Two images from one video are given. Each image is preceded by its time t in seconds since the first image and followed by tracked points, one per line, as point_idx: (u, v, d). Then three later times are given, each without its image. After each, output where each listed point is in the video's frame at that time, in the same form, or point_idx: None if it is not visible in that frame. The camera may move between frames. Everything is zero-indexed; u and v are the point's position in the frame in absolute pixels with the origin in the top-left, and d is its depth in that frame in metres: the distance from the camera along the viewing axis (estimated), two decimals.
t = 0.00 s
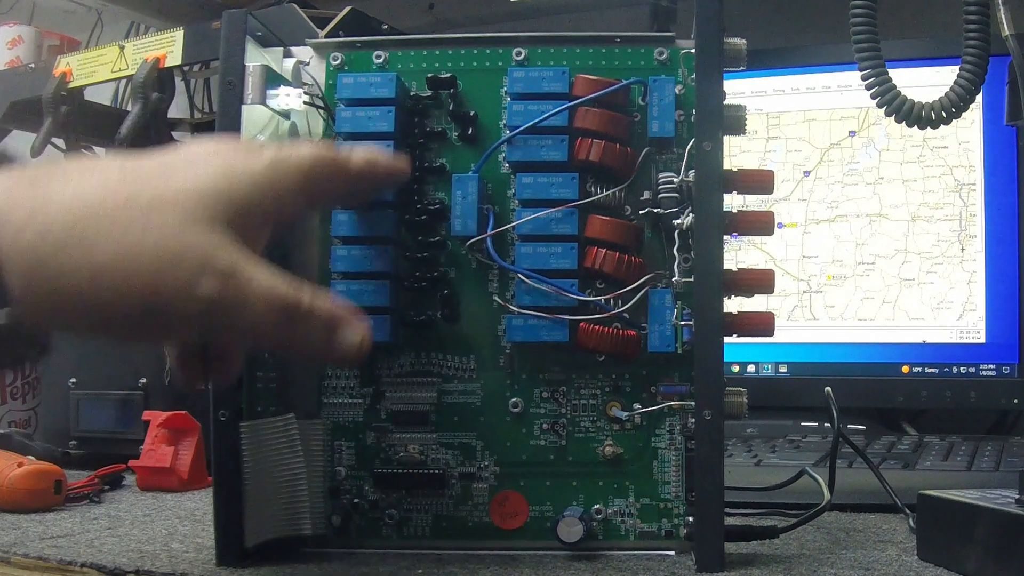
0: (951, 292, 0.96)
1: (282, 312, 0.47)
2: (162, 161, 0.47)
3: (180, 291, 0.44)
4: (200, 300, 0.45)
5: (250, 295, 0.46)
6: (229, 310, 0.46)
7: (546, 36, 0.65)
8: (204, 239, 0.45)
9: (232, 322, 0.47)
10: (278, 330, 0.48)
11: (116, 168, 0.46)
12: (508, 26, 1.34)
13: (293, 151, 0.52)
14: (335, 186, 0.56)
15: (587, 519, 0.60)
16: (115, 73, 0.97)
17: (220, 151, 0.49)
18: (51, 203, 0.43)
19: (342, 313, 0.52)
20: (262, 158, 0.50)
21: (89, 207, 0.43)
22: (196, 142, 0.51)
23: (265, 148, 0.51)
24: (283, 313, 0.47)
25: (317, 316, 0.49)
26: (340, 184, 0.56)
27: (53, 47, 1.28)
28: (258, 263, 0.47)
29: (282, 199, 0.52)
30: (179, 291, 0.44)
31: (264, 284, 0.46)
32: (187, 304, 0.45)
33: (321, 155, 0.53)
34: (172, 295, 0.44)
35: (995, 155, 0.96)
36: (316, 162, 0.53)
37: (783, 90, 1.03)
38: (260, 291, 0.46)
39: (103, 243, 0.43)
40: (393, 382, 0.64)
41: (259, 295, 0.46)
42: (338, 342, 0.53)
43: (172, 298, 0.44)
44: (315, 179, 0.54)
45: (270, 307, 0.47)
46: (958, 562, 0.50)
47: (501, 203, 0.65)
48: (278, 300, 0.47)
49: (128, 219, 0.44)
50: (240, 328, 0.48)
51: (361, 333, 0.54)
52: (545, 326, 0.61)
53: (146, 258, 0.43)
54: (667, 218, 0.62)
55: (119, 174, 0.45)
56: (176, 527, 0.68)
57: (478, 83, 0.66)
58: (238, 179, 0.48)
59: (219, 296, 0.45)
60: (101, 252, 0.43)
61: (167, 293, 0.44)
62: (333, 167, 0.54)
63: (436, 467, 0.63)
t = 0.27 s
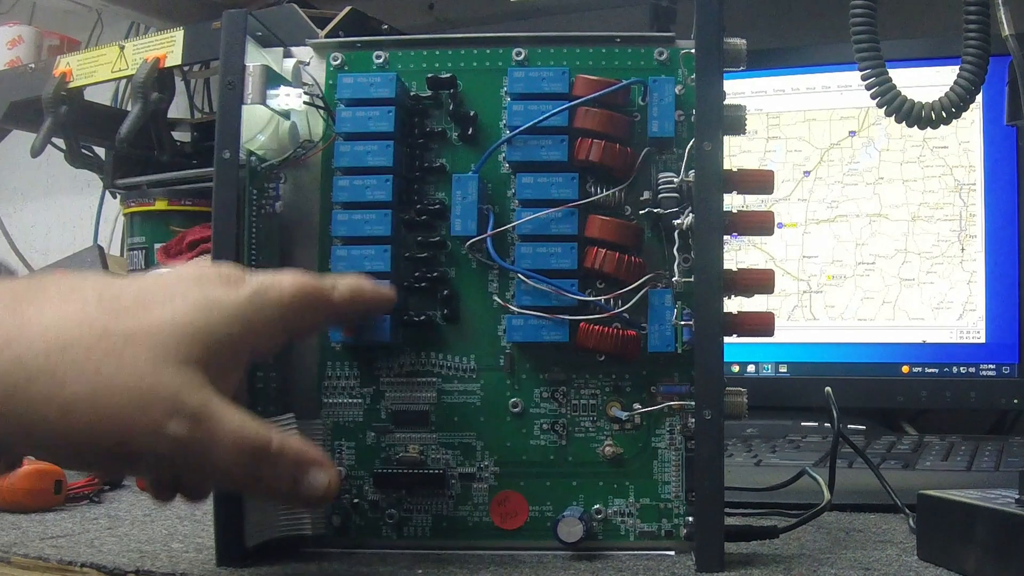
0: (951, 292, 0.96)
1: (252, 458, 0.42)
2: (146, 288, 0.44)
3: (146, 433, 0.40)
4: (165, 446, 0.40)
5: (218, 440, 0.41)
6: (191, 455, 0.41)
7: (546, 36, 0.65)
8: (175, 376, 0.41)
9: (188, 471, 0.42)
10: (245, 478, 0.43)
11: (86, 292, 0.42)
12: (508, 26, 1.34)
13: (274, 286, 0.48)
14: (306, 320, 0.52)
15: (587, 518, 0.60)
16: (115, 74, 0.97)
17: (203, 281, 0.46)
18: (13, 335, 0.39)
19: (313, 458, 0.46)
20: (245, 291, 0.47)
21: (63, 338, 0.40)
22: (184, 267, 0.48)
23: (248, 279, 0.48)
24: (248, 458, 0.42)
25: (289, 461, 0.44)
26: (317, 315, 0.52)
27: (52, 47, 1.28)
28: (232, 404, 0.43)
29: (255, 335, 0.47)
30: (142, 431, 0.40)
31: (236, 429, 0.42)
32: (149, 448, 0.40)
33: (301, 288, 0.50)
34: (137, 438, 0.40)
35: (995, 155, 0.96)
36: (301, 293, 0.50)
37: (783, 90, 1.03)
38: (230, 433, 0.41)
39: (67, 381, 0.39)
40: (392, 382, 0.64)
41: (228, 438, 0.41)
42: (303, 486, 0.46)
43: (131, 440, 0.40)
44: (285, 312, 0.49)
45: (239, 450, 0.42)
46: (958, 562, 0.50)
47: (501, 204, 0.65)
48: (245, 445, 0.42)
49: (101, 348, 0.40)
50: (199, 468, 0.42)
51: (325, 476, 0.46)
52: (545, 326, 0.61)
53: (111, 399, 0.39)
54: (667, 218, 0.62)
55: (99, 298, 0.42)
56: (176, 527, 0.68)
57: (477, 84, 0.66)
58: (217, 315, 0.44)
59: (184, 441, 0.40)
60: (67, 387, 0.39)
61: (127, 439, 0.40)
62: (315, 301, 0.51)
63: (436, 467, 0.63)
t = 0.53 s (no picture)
0: (952, 292, 0.96)
1: (239, 524, 0.45)
2: (140, 351, 0.48)
3: (132, 499, 0.43)
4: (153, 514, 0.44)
5: (207, 507, 0.44)
6: (179, 524, 0.44)
7: (546, 36, 0.65)
8: (163, 445, 0.44)
9: (176, 534, 0.45)
10: (231, 542, 0.46)
11: (83, 356, 0.46)
12: (508, 27, 1.34)
13: (264, 351, 0.51)
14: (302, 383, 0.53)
15: (587, 518, 0.60)
16: (114, 74, 0.97)
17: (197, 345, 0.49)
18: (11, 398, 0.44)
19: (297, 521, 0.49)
20: (235, 355, 0.50)
21: (57, 404, 0.44)
22: (181, 327, 0.51)
23: (242, 342, 0.51)
24: (233, 523, 0.45)
25: (274, 527, 0.47)
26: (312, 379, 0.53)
27: (52, 47, 1.28)
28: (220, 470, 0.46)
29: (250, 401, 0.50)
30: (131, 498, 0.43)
31: (221, 498, 0.45)
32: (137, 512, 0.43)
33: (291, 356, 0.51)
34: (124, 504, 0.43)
35: (995, 154, 0.96)
36: (291, 358, 0.51)
37: (783, 90, 1.03)
38: (217, 499, 0.45)
39: (60, 448, 0.43)
40: (392, 382, 0.64)
41: (215, 504, 0.44)
42: (288, 551, 0.48)
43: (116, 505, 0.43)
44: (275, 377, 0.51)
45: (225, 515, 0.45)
46: (958, 562, 0.50)
47: (501, 204, 0.65)
48: (233, 516, 0.45)
49: (91, 417, 0.44)
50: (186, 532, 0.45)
51: (311, 541, 0.49)
52: (545, 326, 0.61)
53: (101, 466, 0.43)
54: (667, 218, 0.62)
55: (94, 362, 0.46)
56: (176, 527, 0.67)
57: (477, 84, 0.66)
58: (207, 383, 0.47)
59: (170, 508, 0.44)
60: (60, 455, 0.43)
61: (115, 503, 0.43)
62: (310, 364, 0.52)
63: (435, 467, 0.63)
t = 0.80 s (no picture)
0: (952, 292, 0.96)
1: (274, 471, 0.48)
2: (180, 296, 0.49)
3: (171, 447, 0.45)
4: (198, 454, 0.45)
5: (247, 453, 0.46)
6: (218, 467, 0.46)
7: (546, 36, 0.65)
8: (199, 391, 0.46)
9: (213, 476, 0.47)
10: (269, 484, 0.48)
11: (125, 301, 0.47)
12: (509, 26, 1.34)
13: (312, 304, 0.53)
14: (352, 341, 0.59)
15: (587, 518, 0.60)
16: (114, 73, 0.97)
17: (243, 291, 0.51)
18: (49, 340, 0.44)
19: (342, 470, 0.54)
20: (281, 304, 0.52)
21: (97, 349, 0.45)
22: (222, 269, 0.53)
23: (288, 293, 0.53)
24: (273, 469, 0.47)
25: (315, 475, 0.51)
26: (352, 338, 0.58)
27: (52, 47, 1.28)
28: (257, 420, 0.48)
29: (282, 343, 0.53)
30: (172, 442, 0.45)
31: (260, 447, 0.47)
32: (170, 458, 0.45)
33: (336, 315, 0.54)
34: (162, 446, 0.44)
35: (995, 154, 0.96)
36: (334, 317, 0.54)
37: (783, 90, 1.03)
38: (256, 450, 0.46)
39: (96, 392, 0.44)
40: (392, 382, 0.64)
41: (254, 453, 0.46)
42: (330, 500, 0.53)
43: (154, 448, 0.44)
44: (317, 330, 0.54)
45: (263, 463, 0.47)
46: (958, 562, 0.50)
47: (501, 204, 0.65)
48: (273, 459, 0.47)
49: (133, 360, 0.45)
50: (219, 475, 0.47)
51: (350, 491, 0.54)
52: (544, 326, 0.61)
53: (140, 410, 0.44)
54: (667, 218, 0.62)
55: (134, 308, 0.47)
56: (176, 527, 0.68)
57: (477, 83, 0.66)
58: (247, 332, 0.49)
59: (211, 453, 0.45)
60: (97, 398, 0.44)
61: (150, 447, 0.44)
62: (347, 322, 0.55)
63: (436, 467, 0.63)
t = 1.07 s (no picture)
0: (951, 292, 0.96)
1: (302, 386, 0.48)
2: (208, 210, 0.44)
3: (204, 363, 0.43)
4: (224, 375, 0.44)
5: (277, 369, 0.46)
6: (244, 385, 0.46)
7: (546, 36, 0.65)
8: (231, 310, 0.43)
9: (247, 393, 0.47)
10: (297, 399, 0.49)
11: (148, 212, 0.42)
12: (508, 26, 1.34)
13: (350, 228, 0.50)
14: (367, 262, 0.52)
15: (587, 518, 0.60)
16: (114, 74, 0.97)
17: (275, 206, 0.47)
18: (81, 249, 0.41)
19: (360, 379, 0.53)
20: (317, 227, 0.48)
21: (127, 264, 0.41)
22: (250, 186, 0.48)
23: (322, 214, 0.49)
24: (302, 386, 0.48)
25: (339, 390, 0.51)
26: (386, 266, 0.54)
27: (53, 47, 1.28)
28: (286, 335, 0.47)
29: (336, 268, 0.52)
30: (198, 358, 0.43)
31: (295, 362, 0.47)
32: (206, 377, 0.43)
33: (372, 244, 0.51)
34: (193, 364, 0.43)
35: (995, 154, 0.96)
36: (369, 246, 0.51)
37: (783, 90, 1.03)
38: (286, 364, 0.46)
39: (130, 303, 0.41)
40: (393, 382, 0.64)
41: (286, 368, 0.46)
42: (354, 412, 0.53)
43: (183, 365, 0.43)
44: (349, 256, 0.51)
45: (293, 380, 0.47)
46: (958, 562, 0.50)
47: (501, 204, 0.65)
48: (304, 375, 0.47)
49: (163, 278, 0.41)
50: (259, 394, 0.47)
51: (373, 404, 0.54)
52: (544, 326, 0.61)
53: (170, 325, 0.42)
54: (667, 218, 0.62)
55: (163, 214, 0.43)
56: (176, 527, 0.68)
57: (478, 83, 0.66)
58: (281, 247, 0.45)
59: (241, 369, 0.44)
60: (127, 312, 0.41)
61: (184, 364, 0.43)
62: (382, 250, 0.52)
63: (435, 467, 0.63)
